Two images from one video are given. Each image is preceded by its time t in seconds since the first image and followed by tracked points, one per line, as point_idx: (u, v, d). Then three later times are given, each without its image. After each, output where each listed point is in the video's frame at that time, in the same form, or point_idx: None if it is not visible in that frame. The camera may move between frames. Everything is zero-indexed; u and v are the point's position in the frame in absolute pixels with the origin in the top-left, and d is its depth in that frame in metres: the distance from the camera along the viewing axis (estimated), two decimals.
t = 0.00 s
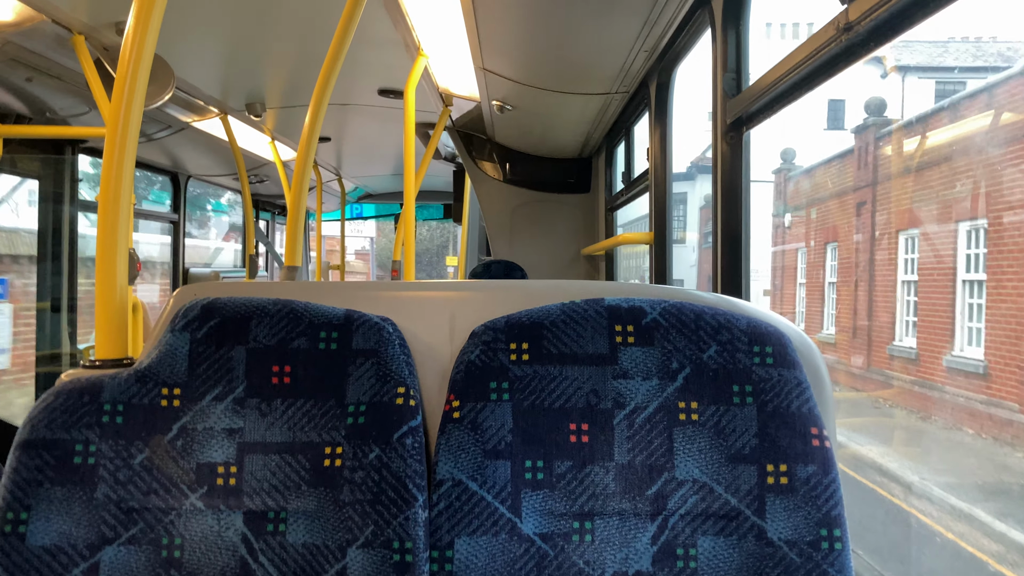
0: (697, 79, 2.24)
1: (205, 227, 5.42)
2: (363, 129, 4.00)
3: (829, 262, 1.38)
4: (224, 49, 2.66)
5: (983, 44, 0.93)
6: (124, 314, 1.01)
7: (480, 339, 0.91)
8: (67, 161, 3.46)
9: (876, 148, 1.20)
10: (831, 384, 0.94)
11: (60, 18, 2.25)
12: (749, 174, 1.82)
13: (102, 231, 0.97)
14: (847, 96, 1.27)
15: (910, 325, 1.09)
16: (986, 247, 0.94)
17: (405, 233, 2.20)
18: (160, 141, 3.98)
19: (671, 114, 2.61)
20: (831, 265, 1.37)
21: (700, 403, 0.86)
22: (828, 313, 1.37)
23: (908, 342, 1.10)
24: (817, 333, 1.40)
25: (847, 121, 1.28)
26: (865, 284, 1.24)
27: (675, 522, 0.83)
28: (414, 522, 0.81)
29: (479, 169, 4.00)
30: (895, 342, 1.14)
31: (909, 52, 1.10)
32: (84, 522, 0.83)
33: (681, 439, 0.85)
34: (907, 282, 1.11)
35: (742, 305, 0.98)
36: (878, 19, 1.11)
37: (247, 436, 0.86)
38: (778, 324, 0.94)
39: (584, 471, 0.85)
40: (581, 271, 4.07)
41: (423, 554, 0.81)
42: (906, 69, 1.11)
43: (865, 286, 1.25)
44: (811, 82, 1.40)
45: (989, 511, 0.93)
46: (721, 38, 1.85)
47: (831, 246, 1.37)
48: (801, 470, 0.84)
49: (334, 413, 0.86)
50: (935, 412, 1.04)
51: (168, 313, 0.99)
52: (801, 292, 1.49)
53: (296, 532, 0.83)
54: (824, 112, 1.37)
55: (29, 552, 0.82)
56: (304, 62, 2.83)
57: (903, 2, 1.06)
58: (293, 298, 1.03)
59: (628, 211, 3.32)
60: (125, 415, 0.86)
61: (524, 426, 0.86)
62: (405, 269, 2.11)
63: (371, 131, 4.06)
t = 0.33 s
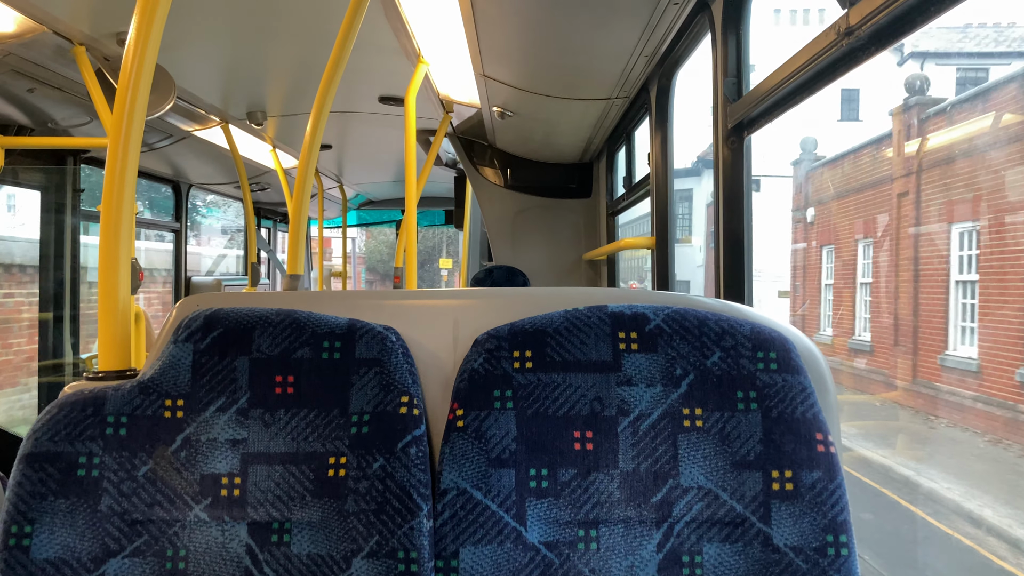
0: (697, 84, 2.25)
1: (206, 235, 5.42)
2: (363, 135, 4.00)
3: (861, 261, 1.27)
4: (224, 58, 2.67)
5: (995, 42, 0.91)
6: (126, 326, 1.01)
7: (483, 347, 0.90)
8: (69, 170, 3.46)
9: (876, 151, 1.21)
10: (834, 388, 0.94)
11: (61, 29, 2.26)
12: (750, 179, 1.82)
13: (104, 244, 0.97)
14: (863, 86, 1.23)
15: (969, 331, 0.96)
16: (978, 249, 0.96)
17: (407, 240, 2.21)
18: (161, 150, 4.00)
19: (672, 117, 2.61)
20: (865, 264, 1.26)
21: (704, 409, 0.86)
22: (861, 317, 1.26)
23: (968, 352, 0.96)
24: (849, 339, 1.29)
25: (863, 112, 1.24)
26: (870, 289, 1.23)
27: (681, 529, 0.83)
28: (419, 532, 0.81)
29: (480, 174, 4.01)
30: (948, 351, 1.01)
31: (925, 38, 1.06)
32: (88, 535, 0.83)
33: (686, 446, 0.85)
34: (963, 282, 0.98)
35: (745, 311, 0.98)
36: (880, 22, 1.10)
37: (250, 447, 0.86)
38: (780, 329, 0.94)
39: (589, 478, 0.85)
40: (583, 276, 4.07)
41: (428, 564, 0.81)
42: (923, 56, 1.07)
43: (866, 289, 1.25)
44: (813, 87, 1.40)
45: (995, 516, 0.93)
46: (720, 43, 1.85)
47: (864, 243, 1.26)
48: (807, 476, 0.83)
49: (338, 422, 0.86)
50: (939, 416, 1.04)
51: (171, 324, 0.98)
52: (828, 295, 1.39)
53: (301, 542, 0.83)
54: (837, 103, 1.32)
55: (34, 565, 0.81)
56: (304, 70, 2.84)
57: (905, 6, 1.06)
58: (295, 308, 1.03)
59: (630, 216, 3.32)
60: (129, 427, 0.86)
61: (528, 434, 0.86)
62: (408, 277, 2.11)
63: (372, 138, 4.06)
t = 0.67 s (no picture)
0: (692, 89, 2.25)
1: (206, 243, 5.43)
2: (361, 142, 4.00)
3: (899, 258, 1.15)
4: (222, 68, 2.67)
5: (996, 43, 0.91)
6: (125, 340, 1.01)
7: (482, 356, 0.91)
8: (68, 182, 3.46)
9: (872, 154, 1.21)
10: (833, 392, 0.94)
11: (58, 41, 2.26)
12: (747, 185, 1.83)
13: (103, 258, 0.98)
14: (874, 75, 1.18)
15: None
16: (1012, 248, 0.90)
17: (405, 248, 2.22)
18: (160, 160, 4.01)
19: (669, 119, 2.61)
20: (904, 261, 1.14)
21: (703, 415, 0.86)
22: (900, 321, 1.13)
23: None
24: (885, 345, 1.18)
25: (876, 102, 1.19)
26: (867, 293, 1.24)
27: (681, 535, 0.83)
28: (419, 541, 0.81)
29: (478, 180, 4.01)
30: (1013, 363, 0.90)
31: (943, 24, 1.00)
32: (89, 548, 0.83)
33: (685, 452, 0.85)
34: None
35: (742, 316, 0.98)
36: (872, 28, 1.11)
37: (250, 458, 0.86)
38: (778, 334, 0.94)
39: (588, 486, 0.85)
40: (583, 280, 4.07)
41: (429, 573, 0.81)
42: (939, 42, 1.01)
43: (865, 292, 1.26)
44: (808, 90, 1.40)
45: (998, 516, 0.93)
46: (715, 48, 1.86)
47: (897, 240, 1.16)
48: (806, 481, 0.84)
49: (337, 433, 0.87)
50: (941, 416, 1.04)
51: (170, 336, 0.99)
52: (858, 296, 1.28)
53: (301, 553, 0.83)
54: (848, 93, 1.27)
55: None
56: (302, 78, 2.85)
57: (898, 10, 1.06)
58: (294, 318, 1.03)
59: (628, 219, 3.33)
60: (128, 440, 0.86)
61: (527, 442, 0.86)
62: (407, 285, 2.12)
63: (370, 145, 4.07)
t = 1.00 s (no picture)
0: (690, 91, 2.26)
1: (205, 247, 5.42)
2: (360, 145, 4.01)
3: (945, 256, 1.03)
4: (220, 71, 2.67)
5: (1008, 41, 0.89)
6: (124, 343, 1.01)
7: (481, 358, 0.91)
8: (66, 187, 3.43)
9: (870, 156, 1.21)
10: (832, 393, 0.94)
11: (56, 45, 2.26)
12: (745, 187, 1.83)
13: (102, 261, 0.98)
14: (892, 62, 1.13)
15: None
16: (1010, 250, 0.91)
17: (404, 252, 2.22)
18: (158, 164, 4.01)
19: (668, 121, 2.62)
20: (951, 260, 1.01)
21: (702, 417, 0.86)
22: (945, 327, 1.01)
23: None
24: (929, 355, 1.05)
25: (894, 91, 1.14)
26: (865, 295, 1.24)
27: (682, 536, 0.83)
28: (419, 543, 0.81)
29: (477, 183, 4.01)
30: None
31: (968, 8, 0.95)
32: (89, 552, 0.83)
33: (685, 453, 0.85)
34: None
35: (742, 317, 0.98)
36: (869, 29, 1.11)
37: (250, 461, 0.86)
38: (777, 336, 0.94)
39: (588, 488, 0.85)
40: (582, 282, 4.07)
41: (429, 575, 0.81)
42: (961, 26, 0.96)
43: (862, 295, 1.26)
44: (806, 92, 1.41)
45: (997, 516, 0.93)
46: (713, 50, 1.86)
47: (891, 242, 1.17)
48: (806, 481, 0.84)
49: (337, 435, 0.86)
50: (939, 415, 1.04)
51: (169, 339, 0.99)
52: (895, 298, 1.15)
53: (301, 556, 0.83)
54: (865, 82, 1.22)
55: None
56: (301, 82, 2.85)
57: (896, 11, 1.06)
58: (294, 321, 1.03)
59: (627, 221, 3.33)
60: (128, 444, 0.86)
61: (527, 444, 0.86)
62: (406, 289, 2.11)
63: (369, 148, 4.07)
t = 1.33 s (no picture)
0: (691, 94, 2.26)
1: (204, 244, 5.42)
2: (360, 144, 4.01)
3: (1002, 253, 0.91)
4: (221, 69, 2.67)
5: None
6: (123, 342, 1.02)
7: (478, 360, 0.91)
8: (65, 184, 3.44)
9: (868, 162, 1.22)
10: (829, 397, 0.94)
11: (57, 41, 2.26)
12: (744, 191, 1.83)
13: (101, 259, 0.98)
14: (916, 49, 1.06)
15: None
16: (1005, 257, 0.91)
17: (404, 251, 2.22)
18: (158, 161, 4.01)
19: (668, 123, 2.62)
20: (1011, 256, 0.89)
21: (699, 420, 0.87)
22: (1003, 334, 0.90)
23: None
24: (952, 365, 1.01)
25: (917, 78, 1.07)
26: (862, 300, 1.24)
27: (677, 539, 0.83)
28: (415, 544, 0.81)
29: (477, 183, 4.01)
30: None
31: None
32: (85, 550, 0.83)
33: (680, 456, 0.85)
34: None
35: (740, 321, 0.98)
36: (868, 34, 1.12)
37: (247, 460, 0.86)
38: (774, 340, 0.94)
39: (584, 490, 0.85)
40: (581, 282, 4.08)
41: None
42: (990, 10, 0.91)
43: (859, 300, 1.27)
44: (805, 96, 1.41)
45: (991, 522, 0.93)
46: (713, 54, 1.86)
47: (935, 238, 1.05)
48: (801, 485, 0.84)
49: (334, 435, 0.87)
50: (935, 419, 1.05)
51: (168, 338, 0.99)
52: (938, 300, 1.04)
53: (297, 556, 0.83)
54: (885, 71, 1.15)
55: None
56: (302, 80, 2.85)
57: (895, 17, 1.07)
58: (292, 321, 1.03)
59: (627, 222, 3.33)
60: (125, 442, 0.86)
61: (523, 445, 0.86)
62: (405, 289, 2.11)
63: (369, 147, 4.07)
